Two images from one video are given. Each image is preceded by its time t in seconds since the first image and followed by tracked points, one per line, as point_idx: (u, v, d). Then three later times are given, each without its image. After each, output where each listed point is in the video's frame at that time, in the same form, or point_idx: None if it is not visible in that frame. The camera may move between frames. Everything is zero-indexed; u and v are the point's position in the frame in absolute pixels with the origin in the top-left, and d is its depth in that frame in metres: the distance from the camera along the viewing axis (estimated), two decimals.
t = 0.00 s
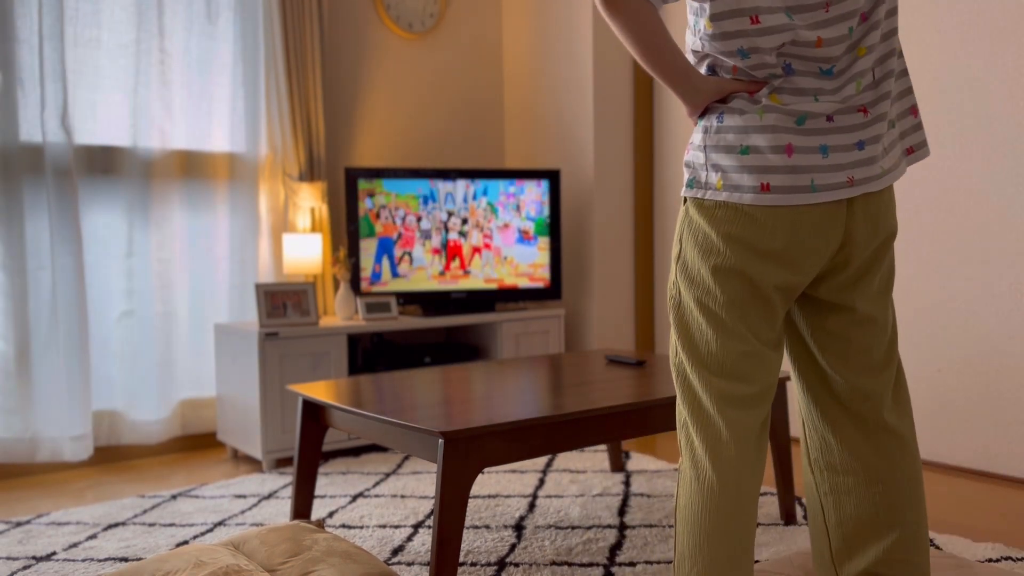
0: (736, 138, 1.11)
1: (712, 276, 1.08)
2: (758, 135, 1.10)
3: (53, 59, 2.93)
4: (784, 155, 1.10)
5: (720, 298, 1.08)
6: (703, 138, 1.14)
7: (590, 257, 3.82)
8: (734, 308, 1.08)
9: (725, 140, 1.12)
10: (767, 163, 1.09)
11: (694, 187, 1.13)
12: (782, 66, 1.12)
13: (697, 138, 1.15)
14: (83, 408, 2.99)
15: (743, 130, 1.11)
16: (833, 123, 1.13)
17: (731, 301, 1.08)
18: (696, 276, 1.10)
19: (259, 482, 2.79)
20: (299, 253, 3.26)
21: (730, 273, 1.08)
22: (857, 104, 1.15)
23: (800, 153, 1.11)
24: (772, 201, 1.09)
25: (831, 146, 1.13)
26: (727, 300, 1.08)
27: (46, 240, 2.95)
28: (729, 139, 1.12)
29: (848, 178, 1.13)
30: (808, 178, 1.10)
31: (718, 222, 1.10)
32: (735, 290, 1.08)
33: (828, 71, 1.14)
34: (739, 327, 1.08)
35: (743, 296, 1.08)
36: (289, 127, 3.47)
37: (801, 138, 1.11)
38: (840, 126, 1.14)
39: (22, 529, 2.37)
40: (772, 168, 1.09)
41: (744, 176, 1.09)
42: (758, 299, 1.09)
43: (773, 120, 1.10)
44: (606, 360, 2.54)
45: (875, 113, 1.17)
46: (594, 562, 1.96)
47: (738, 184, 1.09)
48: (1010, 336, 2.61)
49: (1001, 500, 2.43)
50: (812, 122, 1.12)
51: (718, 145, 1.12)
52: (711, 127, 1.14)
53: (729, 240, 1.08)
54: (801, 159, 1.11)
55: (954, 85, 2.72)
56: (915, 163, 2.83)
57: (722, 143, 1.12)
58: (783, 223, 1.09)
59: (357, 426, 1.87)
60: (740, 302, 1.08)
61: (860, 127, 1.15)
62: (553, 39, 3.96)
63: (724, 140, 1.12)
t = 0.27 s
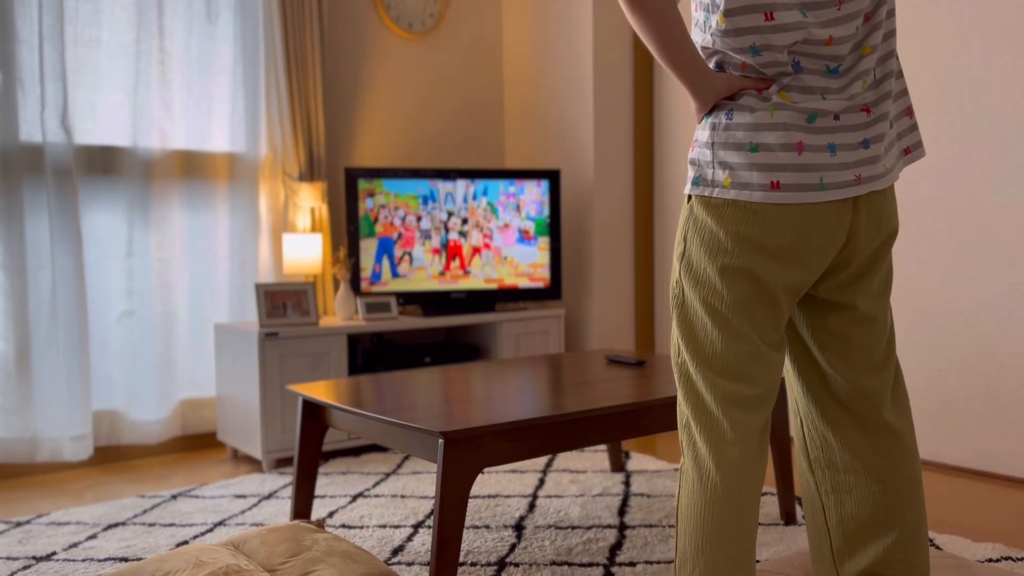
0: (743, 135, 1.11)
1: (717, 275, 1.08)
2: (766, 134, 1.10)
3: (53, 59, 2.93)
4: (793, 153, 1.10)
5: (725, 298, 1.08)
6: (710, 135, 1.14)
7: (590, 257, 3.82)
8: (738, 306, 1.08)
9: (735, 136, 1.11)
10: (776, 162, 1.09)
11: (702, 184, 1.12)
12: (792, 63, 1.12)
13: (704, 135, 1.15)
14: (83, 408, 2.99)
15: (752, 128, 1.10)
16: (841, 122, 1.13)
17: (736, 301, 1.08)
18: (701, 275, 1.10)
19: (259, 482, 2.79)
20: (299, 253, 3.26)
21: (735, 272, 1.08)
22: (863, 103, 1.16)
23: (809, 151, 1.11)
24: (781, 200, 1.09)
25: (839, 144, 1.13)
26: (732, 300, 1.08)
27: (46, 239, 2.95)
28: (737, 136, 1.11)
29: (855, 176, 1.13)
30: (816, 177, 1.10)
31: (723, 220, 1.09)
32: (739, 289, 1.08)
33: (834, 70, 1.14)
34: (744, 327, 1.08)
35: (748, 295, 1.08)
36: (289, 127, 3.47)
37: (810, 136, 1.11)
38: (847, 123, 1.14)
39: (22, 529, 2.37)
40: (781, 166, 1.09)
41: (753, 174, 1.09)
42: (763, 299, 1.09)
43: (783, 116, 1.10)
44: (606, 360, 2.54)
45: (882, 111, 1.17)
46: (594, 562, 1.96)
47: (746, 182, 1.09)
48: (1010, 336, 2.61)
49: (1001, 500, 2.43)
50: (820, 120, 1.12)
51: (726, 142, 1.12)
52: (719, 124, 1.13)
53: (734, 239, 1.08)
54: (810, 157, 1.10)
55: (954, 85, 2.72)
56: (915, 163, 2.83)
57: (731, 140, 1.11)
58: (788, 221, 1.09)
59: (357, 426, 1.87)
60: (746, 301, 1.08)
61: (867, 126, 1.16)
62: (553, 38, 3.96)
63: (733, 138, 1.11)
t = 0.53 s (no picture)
0: (740, 136, 1.11)
1: (716, 275, 1.08)
2: (763, 134, 1.10)
3: (53, 59, 2.93)
4: (790, 153, 1.10)
5: (724, 298, 1.08)
6: (707, 136, 1.14)
7: (590, 257, 3.82)
8: (737, 306, 1.08)
9: (733, 136, 1.11)
10: (774, 161, 1.09)
11: (700, 185, 1.12)
12: (788, 63, 1.12)
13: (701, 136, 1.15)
14: (83, 408, 2.99)
15: (749, 128, 1.10)
16: (839, 121, 1.13)
17: (735, 301, 1.08)
18: (700, 275, 1.10)
19: (259, 482, 2.79)
20: (300, 253, 3.26)
21: (734, 272, 1.08)
22: (861, 103, 1.16)
23: (807, 151, 1.11)
24: (778, 199, 1.09)
25: (836, 144, 1.13)
26: (731, 299, 1.08)
27: (46, 240, 2.95)
28: (734, 137, 1.11)
29: (853, 176, 1.13)
30: (814, 177, 1.10)
31: (722, 220, 1.09)
32: (738, 289, 1.08)
33: (832, 70, 1.14)
34: (743, 326, 1.08)
35: (747, 296, 1.08)
36: (289, 127, 3.47)
37: (808, 136, 1.11)
38: (845, 123, 1.14)
39: (22, 529, 2.37)
40: (778, 166, 1.09)
41: (750, 174, 1.09)
42: (763, 299, 1.09)
43: (780, 115, 1.10)
44: (606, 360, 2.54)
45: (880, 111, 1.17)
46: (594, 562, 1.96)
47: (744, 183, 1.09)
48: (1010, 336, 2.61)
49: (1001, 500, 2.43)
50: (818, 120, 1.12)
51: (723, 143, 1.12)
52: (716, 125, 1.13)
53: (733, 239, 1.08)
54: (808, 157, 1.11)
55: (954, 85, 2.72)
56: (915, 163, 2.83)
57: (728, 140, 1.11)
58: (786, 221, 1.09)
59: (357, 426, 1.87)
60: (744, 301, 1.08)
61: (865, 126, 1.16)
62: (553, 38, 3.96)
63: (731, 138, 1.11)
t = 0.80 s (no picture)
0: (738, 136, 1.11)
1: (716, 275, 1.08)
2: (761, 134, 1.10)
3: (53, 59, 2.93)
4: (789, 153, 1.10)
5: (723, 298, 1.08)
6: (706, 137, 1.14)
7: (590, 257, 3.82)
8: (737, 306, 1.08)
9: (731, 137, 1.11)
10: (772, 162, 1.09)
11: (698, 186, 1.12)
12: (786, 64, 1.12)
13: (700, 136, 1.15)
14: (83, 408, 2.99)
15: (747, 128, 1.10)
16: (837, 121, 1.13)
17: (734, 301, 1.07)
18: (700, 276, 1.10)
19: (259, 482, 2.79)
20: (300, 253, 3.26)
21: (733, 273, 1.08)
22: (859, 102, 1.15)
23: (805, 151, 1.10)
24: (777, 199, 1.09)
25: (835, 143, 1.13)
26: (730, 300, 1.08)
27: (46, 240, 2.95)
28: (732, 137, 1.11)
29: (851, 176, 1.13)
30: (812, 177, 1.10)
31: (721, 221, 1.09)
32: (738, 289, 1.08)
33: (829, 70, 1.14)
34: (742, 327, 1.08)
35: (746, 296, 1.08)
36: (289, 127, 3.47)
37: (806, 136, 1.11)
38: (843, 122, 1.14)
39: (22, 529, 2.37)
40: (776, 166, 1.09)
41: (749, 174, 1.09)
42: (762, 299, 1.09)
43: (778, 116, 1.10)
44: (606, 360, 2.54)
45: (879, 110, 1.17)
46: (594, 562, 1.96)
47: (742, 183, 1.09)
48: (1010, 336, 2.61)
49: (1001, 500, 2.43)
50: (816, 120, 1.12)
51: (721, 144, 1.12)
52: (714, 126, 1.13)
53: (733, 239, 1.08)
54: (806, 157, 1.10)
55: (955, 85, 2.72)
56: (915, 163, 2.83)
57: (726, 141, 1.11)
58: (786, 221, 1.09)
59: (357, 426, 1.87)
60: (744, 301, 1.08)
61: (863, 125, 1.15)
62: (553, 38, 3.96)
63: (729, 139, 1.11)
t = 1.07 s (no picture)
0: (736, 137, 1.11)
1: (715, 275, 1.08)
2: (760, 135, 1.10)
3: (53, 59, 2.93)
4: (787, 153, 1.10)
5: (722, 298, 1.08)
6: (704, 138, 1.14)
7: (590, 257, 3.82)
8: (736, 305, 1.08)
9: (729, 138, 1.11)
10: (771, 162, 1.09)
11: (697, 186, 1.12)
12: (784, 65, 1.12)
13: (699, 137, 1.15)
14: (83, 408, 2.99)
15: (745, 129, 1.11)
16: (836, 122, 1.13)
17: (733, 301, 1.08)
18: (698, 276, 1.10)
19: (259, 482, 2.79)
20: (300, 253, 3.26)
21: (732, 273, 1.08)
22: (858, 103, 1.16)
23: (803, 151, 1.11)
24: (775, 199, 1.09)
25: (833, 144, 1.13)
26: (729, 299, 1.08)
27: (46, 240, 2.95)
28: (731, 138, 1.11)
29: (850, 176, 1.13)
30: (811, 177, 1.10)
31: (719, 221, 1.09)
32: (736, 289, 1.08)
33: (828, 71, 1.14)
34: (741, 327, 1.08)
35: (745, 296, 1.08)
36: (289, 127, 3.47)
37: (804, 137, 1.11)
38: (842, 122, 1.14)
39: (22, 529, 2.37)
40: (775, 167, 1.09)
41: (747, 175, 1.09)
42: (761, 299, 1.09)
43: (776, 117, 1.10)
44: (606, 360, 2.54)
45: (877, 111, 1.17)
46: (594, 562, 1.96)
47: (741, 184, 1.09)
48: (1010, 336, 2.61)
49: (1000, 500, 2.43)
50: (814, 120, 1.12)
51: (720, 144, 1.12)
52: (713, 127, 1.13)
53: (731, 239, 1.08)
54: (805, 157, 1.11)
55: (955, 86, 2.72)
56: (915, 163, 2.83)
57: (725, 142, 1.12)
58: (785, 220, 1.09)
59: (357, 426, 1.87)
60: (743, 301, 1.08)
61: (862, 125, 1.15)
62: (552, 39, 3.97)
63: (728, 140, 1.11)
